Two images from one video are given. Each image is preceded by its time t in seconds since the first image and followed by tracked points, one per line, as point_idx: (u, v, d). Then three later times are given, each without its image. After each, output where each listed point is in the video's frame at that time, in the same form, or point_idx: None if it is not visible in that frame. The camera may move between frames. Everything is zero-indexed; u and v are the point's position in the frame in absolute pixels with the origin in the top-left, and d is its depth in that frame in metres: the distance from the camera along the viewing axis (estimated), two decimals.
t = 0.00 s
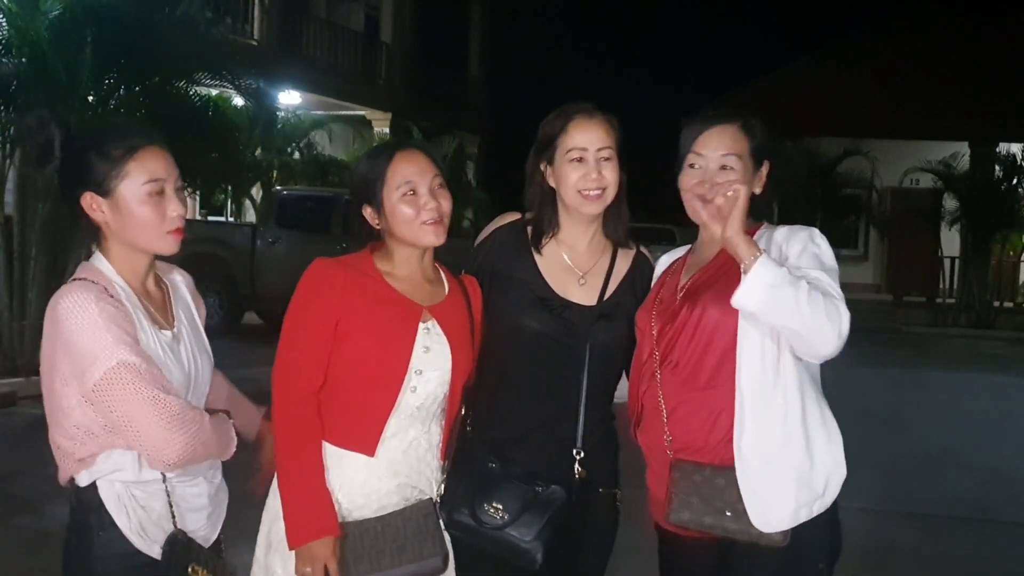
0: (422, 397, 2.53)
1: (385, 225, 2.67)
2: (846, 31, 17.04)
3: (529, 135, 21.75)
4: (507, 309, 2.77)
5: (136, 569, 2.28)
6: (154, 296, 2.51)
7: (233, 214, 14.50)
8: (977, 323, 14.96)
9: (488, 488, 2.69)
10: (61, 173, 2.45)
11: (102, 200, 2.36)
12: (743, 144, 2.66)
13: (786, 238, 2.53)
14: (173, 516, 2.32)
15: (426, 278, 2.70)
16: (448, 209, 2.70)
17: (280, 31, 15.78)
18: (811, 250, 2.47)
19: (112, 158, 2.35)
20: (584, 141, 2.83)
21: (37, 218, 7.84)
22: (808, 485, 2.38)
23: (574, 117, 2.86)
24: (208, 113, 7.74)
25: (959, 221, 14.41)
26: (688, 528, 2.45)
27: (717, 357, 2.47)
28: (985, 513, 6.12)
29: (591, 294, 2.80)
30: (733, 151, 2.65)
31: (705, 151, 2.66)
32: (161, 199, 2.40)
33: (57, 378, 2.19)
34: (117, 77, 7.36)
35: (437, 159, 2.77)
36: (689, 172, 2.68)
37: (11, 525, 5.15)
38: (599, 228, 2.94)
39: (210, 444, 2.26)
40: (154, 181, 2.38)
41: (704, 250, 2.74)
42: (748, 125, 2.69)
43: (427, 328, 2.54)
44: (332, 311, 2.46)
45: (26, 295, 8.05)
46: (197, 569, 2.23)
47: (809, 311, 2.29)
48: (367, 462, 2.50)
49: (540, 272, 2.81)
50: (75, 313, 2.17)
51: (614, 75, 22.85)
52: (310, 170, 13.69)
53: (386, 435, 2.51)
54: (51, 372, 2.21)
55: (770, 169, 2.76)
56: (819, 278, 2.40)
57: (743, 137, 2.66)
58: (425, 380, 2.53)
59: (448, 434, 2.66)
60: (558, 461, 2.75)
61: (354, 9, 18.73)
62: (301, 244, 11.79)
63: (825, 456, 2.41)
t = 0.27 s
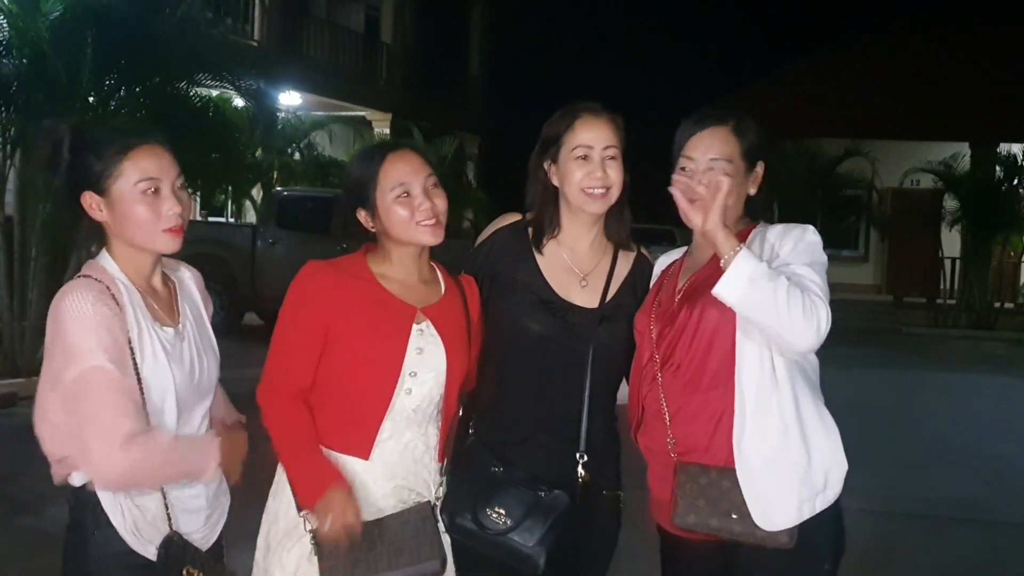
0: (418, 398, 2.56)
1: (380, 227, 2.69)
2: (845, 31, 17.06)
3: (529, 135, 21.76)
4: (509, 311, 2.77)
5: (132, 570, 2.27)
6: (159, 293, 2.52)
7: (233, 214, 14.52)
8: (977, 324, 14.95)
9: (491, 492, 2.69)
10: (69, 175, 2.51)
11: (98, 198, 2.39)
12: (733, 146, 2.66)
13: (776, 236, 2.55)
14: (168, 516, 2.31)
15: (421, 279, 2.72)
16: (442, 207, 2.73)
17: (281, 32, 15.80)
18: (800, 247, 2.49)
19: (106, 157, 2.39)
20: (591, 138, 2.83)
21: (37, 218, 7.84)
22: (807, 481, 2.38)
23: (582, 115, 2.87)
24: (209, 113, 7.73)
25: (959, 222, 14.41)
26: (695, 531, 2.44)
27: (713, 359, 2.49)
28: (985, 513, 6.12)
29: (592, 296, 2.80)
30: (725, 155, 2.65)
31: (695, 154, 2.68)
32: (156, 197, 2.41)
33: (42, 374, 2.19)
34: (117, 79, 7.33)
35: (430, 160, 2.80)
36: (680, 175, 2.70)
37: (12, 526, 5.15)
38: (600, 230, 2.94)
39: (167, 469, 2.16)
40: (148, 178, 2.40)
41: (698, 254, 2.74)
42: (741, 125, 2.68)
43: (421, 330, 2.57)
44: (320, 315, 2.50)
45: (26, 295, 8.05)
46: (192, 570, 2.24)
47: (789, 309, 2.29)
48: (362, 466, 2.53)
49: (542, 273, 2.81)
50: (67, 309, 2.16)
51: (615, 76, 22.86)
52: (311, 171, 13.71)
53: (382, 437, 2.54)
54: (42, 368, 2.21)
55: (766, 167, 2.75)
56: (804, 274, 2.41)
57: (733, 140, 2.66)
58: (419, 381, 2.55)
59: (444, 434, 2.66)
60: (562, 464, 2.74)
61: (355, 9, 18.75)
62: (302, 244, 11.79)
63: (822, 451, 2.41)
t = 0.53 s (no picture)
0: (414, 400, 2.55)
1: (368, 228, 2.71)
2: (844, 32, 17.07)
3: (528, 136, 21.75)
4: (509, 315, 2.77)
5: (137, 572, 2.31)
6: (163, 294, 2.52)
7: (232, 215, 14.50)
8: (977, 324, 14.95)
9: (491, 496, 2.67)
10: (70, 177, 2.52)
11: (101, 197, 2.42)
12: (730, 148, 2.65)
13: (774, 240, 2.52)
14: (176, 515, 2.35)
15: (416, 279, 2.73)
16: (431, 208, 2.71)
17: (280, 32, 15.78)
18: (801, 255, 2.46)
19: (109, 156, 2.42)
20: (590, 138, 2.83)
21: (35, 220, 7.80)
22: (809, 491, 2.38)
23: (584, 115, 2.87)
24: (209, 112, 7.86)
25: (958, 222, 14.42)
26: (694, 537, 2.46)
27: (709, 363, 2.49)
28: (984, 514, 6.13)
29: (593, 299, 2.80)
30: (717, 157, 2.64)
31: (689, 154, 2.68)
32: (159, 194, 2.43)
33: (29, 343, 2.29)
34: (115, 80, 7.28)
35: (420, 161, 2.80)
36: (675, 175, 2.72)
37: (9, 528, 5.13)
38: (601, 232, 2.94)
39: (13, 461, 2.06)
40: (150, 176, 2.43)
41: (698, 254, 2.74)
42: (739, 125, 2.67)
43: (416, 330, 2.57)
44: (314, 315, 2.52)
45: (25, 296, 8.03)
46: (200, 565, 2.29)
47: (798, 330, 2.30)
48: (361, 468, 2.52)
49: (541, 275, 2.81)
50: (64, 284, 2.25)
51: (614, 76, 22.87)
52: (311, 171, 13.70)
53: (379, 441, 2.53)
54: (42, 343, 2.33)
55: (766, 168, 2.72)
56: (812, 296, 2.40)
57: (728, 141, 2.65)
58: (416, 383, 2.55)
59: (441, 437, 2.66)
60: (563, 467, 2.73)
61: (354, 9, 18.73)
62: (301, 245, 11.80)
63: (824, 462, 2.41)
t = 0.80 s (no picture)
0: (414, 399, 2.55)
1: (367, 226, 2.71)
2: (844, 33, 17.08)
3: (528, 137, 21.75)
4: (508, 317, 2.77)
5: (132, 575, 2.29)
6: (158, 292, 2.51)
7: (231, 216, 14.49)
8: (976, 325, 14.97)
9: (489, 499, 2.67)
10: (66, 176, 2.52)
11: (96, 195, 2.41)
12: (738, 150, 2.65)
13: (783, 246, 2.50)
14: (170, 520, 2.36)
15: (415, 279, 2.74)
16: (431, 207, 2.70)
17: (280, 34, 15.78)
18: (815, 266, 2.44)
19: (105, 153, 2.42)
20: (585, 139, 2.84)
21: (34, 220, 7.80)
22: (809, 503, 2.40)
23: (579, 116, 2.88)
24: (208, 113, 7.86)
25: (957, 223, 14.42)
26: (695, 541, 2.45)
27: (712, 364, 2.49)
28: (983, 515, 6.13)
29: (592, 301, 2.79)
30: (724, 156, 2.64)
31: (696, 154, 2.69)
32: (155, 190, 2.43)
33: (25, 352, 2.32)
34: (115, 80, 7.30)
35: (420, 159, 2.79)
36: (682, 174, 2.72)
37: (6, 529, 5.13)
38: (600, 232, 2.93)
39: (15, 453, 2.16)
40: (146, 171, 2.42)
41: (706, 253, 2.76)
42: (751, 127, 2.67)
43: (415, 329, 2.56)
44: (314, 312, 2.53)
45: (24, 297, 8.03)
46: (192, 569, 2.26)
47: (832, 370, 2.33)
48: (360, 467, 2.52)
49: (540, 276, 2.81)
50: (40, 285, 2.26)
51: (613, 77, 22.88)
52: (310, 172, 13.69)
53: (378, 440, 2.53)
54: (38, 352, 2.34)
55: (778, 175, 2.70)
56: (831, 316, 2.40)
57: (735, 144, 2.65)
58: (416, 381, 2.54)
59: (441, 438, 2.66)
60: (561, 470, 2.73)
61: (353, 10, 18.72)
62: (301, 245, 11.81)
63: (828, 469, 2.43)
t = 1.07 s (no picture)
0: (412, 398, 2.54)
1: (371, 228, 2.70)
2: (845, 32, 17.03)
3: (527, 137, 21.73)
4: (509, 318, 2.76)
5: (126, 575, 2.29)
6: (153, 291, 2.50)
7: (230, 216, 14.49)
8: (975, 326, 14.99)
9: (488, 499, 2.67)
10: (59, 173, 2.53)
11: (85, 195, 2.41)
12: (762, 146, 2.64)
13: (799, 246, 2.48)
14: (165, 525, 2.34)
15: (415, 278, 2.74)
16: (433, 209, 2.71)
17: (280, 33, 15.75)
18: (831, 267, 2.43)
19: (92, 152, 2.41)
20: (575, 140, 2.83)
21: (32, 220, 7.82)
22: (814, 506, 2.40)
23: (571, 117, 2.87)
24: (207, 114, 7.87)
25: (956, 223, 14.40)
26: (692, 541, 2.45)
27: (716, 364, 2.48)
28: (981, 515, 6.12)
29: (593, 302, 2.78)
30: (751, 153, 2.63)
31: (723, 151, 2.65)
32: (143, 189, 2.42)
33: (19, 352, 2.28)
34: (115, 80, 7.33)
35: (420, 160, 2.79)
36: (705, 172, 2.68)
37: (5, 529, 5.12)
38: (599, 232, 2.93)
39: (41, 453, 2.14)
40: (134, 171, 2.42)
41: (715, 249, 2.75)
42: (768, 125, 2.66)
43: (414, 327, 2.55)
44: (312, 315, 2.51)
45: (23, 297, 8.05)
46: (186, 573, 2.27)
47: (866, 382, 2.34)
48: (358, 464, 2.51)
49: (541, 277, 2.80)
50: (35, 287, 2.25)
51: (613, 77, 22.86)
52: (309, 173, 13.67)
53: (375, 438, 2.53)
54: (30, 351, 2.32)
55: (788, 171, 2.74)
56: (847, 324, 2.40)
57: (763, 139, 2.65)
58: (414, 379, 2.54)
59: (439, 438, 2.64)
60: (560, 471, 2.73)
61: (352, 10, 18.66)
62: (300, 246, 11.81)
63: (827, 475, 2.42)
